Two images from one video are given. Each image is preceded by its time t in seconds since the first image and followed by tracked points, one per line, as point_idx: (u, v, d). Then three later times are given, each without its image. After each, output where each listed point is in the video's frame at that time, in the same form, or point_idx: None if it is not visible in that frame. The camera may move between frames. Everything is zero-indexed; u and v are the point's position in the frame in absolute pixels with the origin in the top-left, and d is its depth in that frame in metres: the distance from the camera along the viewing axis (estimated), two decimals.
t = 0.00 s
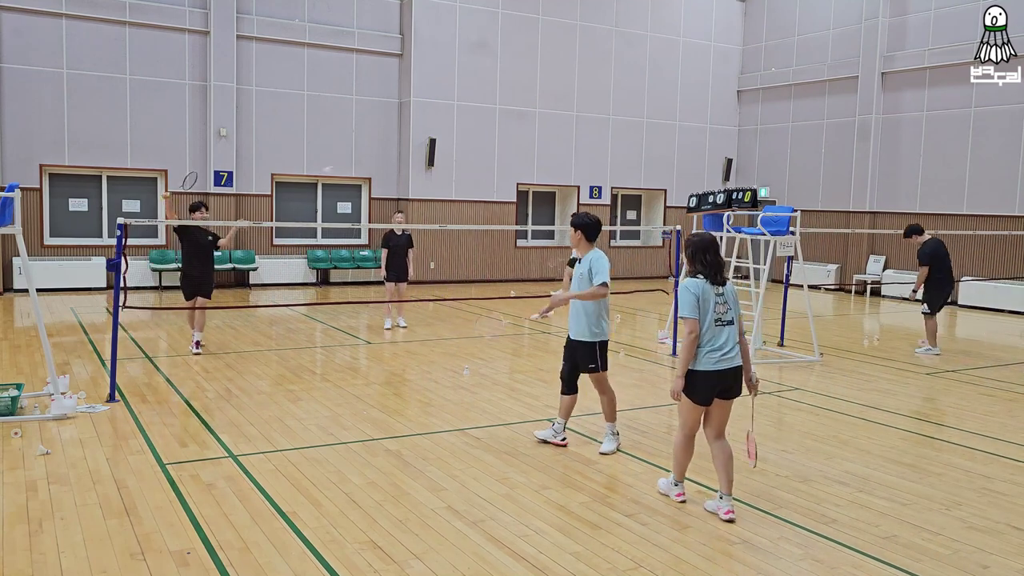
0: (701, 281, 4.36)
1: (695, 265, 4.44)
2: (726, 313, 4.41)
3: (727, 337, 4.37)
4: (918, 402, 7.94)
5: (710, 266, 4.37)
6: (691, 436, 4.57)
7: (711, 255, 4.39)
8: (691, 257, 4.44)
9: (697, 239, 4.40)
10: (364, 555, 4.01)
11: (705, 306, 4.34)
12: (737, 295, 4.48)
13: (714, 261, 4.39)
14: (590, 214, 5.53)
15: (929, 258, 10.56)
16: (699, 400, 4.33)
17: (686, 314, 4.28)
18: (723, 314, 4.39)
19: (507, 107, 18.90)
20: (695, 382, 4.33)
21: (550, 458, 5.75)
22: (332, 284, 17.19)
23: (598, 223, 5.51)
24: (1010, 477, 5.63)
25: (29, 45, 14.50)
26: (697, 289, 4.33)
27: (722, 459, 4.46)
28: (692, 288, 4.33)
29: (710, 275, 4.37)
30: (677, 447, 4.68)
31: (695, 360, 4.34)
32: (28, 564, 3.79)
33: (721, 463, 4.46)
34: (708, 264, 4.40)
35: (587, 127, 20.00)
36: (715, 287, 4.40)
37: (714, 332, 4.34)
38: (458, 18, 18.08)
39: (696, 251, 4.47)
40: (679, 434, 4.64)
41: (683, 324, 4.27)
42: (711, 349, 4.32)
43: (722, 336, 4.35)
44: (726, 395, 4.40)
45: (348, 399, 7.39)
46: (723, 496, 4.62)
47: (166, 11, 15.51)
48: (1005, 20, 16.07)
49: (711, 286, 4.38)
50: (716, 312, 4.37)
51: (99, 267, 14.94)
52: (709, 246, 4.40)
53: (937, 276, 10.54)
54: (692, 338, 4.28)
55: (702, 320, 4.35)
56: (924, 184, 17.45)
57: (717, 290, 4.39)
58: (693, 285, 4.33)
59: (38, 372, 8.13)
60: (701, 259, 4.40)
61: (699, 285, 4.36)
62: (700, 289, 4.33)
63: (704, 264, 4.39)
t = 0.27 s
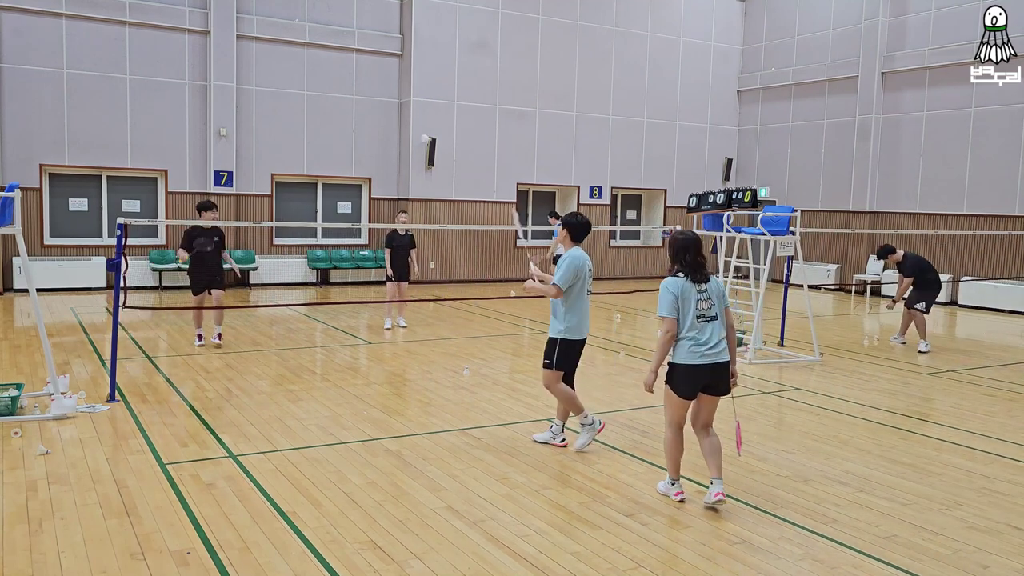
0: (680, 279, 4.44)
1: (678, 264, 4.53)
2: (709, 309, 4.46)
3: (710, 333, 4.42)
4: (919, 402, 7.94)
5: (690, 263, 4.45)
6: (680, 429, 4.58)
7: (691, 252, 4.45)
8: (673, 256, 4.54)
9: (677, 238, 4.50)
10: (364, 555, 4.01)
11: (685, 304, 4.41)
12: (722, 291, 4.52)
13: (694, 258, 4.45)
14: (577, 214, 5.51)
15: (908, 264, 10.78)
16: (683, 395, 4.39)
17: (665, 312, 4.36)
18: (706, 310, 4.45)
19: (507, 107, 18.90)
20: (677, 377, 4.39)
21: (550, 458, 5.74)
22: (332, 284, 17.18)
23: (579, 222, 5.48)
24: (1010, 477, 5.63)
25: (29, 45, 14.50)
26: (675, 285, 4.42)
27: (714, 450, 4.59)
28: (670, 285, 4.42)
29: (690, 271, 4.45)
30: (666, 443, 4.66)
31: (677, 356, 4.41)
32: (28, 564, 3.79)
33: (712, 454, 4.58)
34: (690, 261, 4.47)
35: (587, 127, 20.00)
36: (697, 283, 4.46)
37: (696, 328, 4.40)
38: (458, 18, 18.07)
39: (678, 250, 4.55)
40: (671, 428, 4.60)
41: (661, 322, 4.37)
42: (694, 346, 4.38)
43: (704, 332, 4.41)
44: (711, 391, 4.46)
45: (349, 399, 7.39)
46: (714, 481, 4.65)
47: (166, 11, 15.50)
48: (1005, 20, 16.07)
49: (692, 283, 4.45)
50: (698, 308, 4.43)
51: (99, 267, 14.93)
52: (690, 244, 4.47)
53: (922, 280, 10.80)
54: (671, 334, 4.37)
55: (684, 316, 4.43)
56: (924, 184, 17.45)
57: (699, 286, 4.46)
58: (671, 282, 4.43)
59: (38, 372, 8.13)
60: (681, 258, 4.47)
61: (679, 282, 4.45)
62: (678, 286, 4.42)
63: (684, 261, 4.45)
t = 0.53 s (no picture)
0: (684, 280, 4.45)
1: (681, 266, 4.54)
2: (713, 310, 4.47)
3: (714, 335, 4.43)
4: (919, 402, 7.94)
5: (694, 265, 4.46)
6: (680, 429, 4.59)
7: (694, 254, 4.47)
8: (676, 258, 4.56)
9: (680, 239, 4.52)
10: (364, 555, 4.01)
11: (688, 305, 4.43)
12: (726, 293, 4.53)
13: (697, 260, 4.47)
14: (566, 215, 5.56)
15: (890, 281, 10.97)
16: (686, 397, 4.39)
17: (668, 314, 4.38)
18: (710, 312, 4.45)
19: (507, 107, 18.90)
20: (681, 378, 4.40)
21: (550, 458, 5.75)
22: (333, 284, 17.18)
23: (562, 222, 5.54)
24: (1010, 477, 5.63)
25: (29, 45, 14.50)
26: (678, 287, 4.43)
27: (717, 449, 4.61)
28: (673, 286, 4.43)
29: (693, 272, 4.46)
30: (667, 443, 4.66)
31: (680, 357, 4.42)
32: (28, 564, 3.79)
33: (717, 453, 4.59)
34: (693, 262, 4.49)
35: (587, 127, 20.00)
36: (701, 285, 4.47)
37: (700, 329, 4.41)
38: (458, 18, 18.07)
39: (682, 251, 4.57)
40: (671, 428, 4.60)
41: (665, 323, 4.37)
42: (697, 347, 4.38)
43: (708, 333, 4.41)
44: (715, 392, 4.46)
45: (348, 399, 7.39)
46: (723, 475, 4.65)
47: (166, 11, 15.50)
48: (1005, 20, 16.07)
49: (696, 285, 4.46)
50: (702, 310, 4.44)
51: (99, 267, 14.93)
52: (694, 245, 4.49)
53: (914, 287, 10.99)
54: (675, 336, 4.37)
55: (688, 318, 4.43)
56: (924, 184, 17.45)
57: (703, 288, 4.47)
58: (675, 283, 4.44)
59: (38, 372, 8.12)
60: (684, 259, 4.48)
61: (683, 284, 4.46)
62: (682, 288, 4.43)
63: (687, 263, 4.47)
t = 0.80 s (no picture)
0: (713, 293, 4.28)
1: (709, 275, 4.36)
2: (739, 325, 4.33)
3: (741, 350, 4.31)
4: (919, 403, 7.94)
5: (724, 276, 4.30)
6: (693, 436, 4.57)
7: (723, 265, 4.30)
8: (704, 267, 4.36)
9: (711, 249, 4.32)
10: (364, 555, 4.01)
11: (717, 319, 4.26)
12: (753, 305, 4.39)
13: (727, 273, 4.30)
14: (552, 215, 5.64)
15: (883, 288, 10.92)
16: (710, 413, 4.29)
17: (699, 328, 4.20)
18: (738, 327, 4.32)
19: (507, 107, 18.90)
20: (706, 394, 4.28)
21: (550, 458, 5.75)
22: (332, 284, 17.19)
23: (550, 222, 5.60)
24: (1010, 477, 5.63)
25: (29, 45, 14.50)
26: (708, 300, 4.26)
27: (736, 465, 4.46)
28: (703, 299, 4.26)
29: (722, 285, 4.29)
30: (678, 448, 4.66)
31: (706, 372, 4.28)
32: (28, 564, 3.79)
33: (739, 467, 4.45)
34: (721, 274, 4.32)
35: (587, 127, 20.00)
36: (729, 298, 4.31)
37: (727, 345, 4.27)
38: (458, 18, 18.07)
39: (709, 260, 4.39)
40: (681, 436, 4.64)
41: (695, 337, 4.18)
42: (725, 364, 4.26)
43: (734, 349, 4.29)
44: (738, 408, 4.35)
45: (348, 399, 7.39)
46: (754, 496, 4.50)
47: (166, 11, 15.50)
48: (1005, 20, 16.07)
49: (725, 298, 4.30)
50: (730, 324, 4.29)
51: (99, 267, 14.93)
52: (722, 256, 4.32)
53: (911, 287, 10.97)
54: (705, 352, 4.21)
55: (716, 332, 4.28)
56: (924, 184, 17.45)
57: (732, 301, 4.31)
58: (704, 296, 4.26)
59: (38, 372, 8.13)
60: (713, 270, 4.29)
61: (712, 296, 4.29)
62: (712, 301, 4.26)
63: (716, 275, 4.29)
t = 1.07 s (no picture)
0: (754, 286, 4.09)
1: (748, 267, 4.17)
2: (777, 321, 4.16)
3: (778, 347, 4.14)
4: (919, 402, 7.94)
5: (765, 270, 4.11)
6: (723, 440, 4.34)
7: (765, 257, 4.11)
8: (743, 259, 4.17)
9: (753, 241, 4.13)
10: (364, 555, 4.01)
11: (757, 313, 4.08)
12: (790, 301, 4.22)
13: (768, 266, 4.12)
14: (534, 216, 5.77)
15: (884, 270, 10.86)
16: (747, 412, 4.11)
17: (739, 321, 4.02)
18: (776, 323, 4.14)
19: (507, 107, 18.90)
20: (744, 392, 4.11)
21: (550, 458, 5.75)
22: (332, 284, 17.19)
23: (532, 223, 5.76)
24: (1010, 477, 5.63)
25: (29, 46, 14.50)
26: (749, 293, 4.06)
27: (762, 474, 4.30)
28: (744, 292, 4.06)
29: (763, 278, 4.11)
30: (709, 453, 4.40)
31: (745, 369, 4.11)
32: (28, 564, 3.79)
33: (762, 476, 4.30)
34: (761, 266, 4.13)
35: (587, 127, 20.00)
36: (768, 293, 4.14)
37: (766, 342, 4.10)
38: (458, 18, 18.07)
39: (749, 252, 4.20)
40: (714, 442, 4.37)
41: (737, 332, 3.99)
42: (764, 361, 4.09)
43: (772, 346, 4.12)
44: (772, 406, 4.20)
45: (348, 399, 7.39)
46: (761, 510, 4.41)
47: (166, 11, 15.50)
48: (1005, 20, 16.07)
49: (765, 292, 4.12)
50: (769, 320, 4.12)
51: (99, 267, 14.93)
52: (764, 248, 4.13)
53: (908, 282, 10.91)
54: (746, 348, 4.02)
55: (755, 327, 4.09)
56: (924, 183, 17.45)
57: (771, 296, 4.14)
58: (746, 289, 4.06)
59: (38, 372, 8.13)
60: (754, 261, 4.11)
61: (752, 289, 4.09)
62: (752, 294, 4.07)
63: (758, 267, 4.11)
